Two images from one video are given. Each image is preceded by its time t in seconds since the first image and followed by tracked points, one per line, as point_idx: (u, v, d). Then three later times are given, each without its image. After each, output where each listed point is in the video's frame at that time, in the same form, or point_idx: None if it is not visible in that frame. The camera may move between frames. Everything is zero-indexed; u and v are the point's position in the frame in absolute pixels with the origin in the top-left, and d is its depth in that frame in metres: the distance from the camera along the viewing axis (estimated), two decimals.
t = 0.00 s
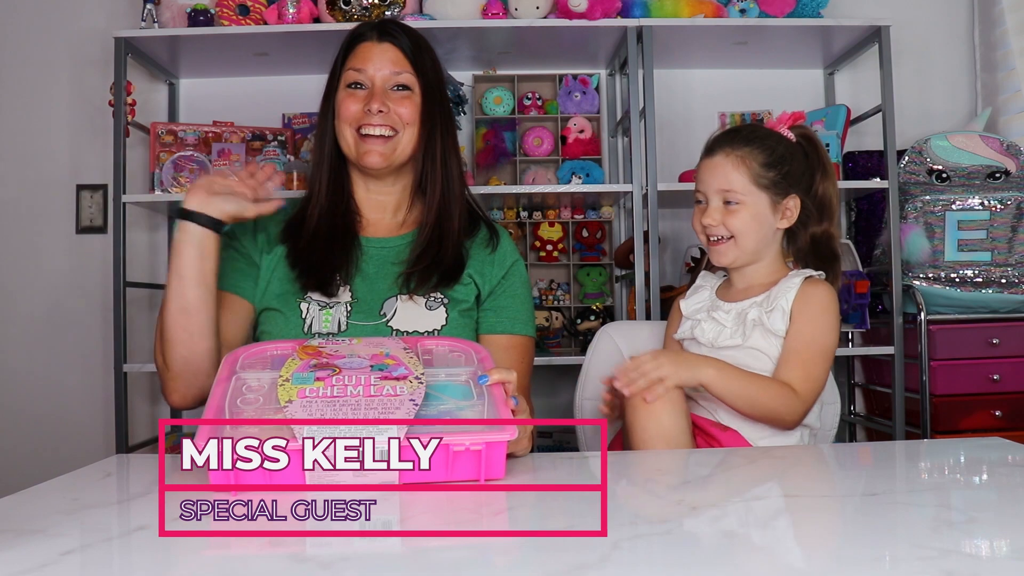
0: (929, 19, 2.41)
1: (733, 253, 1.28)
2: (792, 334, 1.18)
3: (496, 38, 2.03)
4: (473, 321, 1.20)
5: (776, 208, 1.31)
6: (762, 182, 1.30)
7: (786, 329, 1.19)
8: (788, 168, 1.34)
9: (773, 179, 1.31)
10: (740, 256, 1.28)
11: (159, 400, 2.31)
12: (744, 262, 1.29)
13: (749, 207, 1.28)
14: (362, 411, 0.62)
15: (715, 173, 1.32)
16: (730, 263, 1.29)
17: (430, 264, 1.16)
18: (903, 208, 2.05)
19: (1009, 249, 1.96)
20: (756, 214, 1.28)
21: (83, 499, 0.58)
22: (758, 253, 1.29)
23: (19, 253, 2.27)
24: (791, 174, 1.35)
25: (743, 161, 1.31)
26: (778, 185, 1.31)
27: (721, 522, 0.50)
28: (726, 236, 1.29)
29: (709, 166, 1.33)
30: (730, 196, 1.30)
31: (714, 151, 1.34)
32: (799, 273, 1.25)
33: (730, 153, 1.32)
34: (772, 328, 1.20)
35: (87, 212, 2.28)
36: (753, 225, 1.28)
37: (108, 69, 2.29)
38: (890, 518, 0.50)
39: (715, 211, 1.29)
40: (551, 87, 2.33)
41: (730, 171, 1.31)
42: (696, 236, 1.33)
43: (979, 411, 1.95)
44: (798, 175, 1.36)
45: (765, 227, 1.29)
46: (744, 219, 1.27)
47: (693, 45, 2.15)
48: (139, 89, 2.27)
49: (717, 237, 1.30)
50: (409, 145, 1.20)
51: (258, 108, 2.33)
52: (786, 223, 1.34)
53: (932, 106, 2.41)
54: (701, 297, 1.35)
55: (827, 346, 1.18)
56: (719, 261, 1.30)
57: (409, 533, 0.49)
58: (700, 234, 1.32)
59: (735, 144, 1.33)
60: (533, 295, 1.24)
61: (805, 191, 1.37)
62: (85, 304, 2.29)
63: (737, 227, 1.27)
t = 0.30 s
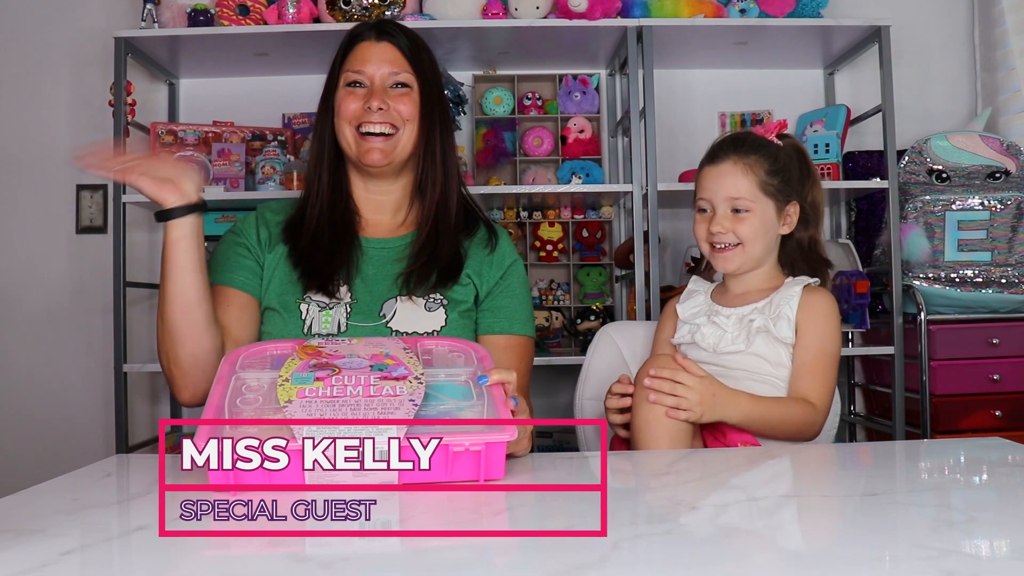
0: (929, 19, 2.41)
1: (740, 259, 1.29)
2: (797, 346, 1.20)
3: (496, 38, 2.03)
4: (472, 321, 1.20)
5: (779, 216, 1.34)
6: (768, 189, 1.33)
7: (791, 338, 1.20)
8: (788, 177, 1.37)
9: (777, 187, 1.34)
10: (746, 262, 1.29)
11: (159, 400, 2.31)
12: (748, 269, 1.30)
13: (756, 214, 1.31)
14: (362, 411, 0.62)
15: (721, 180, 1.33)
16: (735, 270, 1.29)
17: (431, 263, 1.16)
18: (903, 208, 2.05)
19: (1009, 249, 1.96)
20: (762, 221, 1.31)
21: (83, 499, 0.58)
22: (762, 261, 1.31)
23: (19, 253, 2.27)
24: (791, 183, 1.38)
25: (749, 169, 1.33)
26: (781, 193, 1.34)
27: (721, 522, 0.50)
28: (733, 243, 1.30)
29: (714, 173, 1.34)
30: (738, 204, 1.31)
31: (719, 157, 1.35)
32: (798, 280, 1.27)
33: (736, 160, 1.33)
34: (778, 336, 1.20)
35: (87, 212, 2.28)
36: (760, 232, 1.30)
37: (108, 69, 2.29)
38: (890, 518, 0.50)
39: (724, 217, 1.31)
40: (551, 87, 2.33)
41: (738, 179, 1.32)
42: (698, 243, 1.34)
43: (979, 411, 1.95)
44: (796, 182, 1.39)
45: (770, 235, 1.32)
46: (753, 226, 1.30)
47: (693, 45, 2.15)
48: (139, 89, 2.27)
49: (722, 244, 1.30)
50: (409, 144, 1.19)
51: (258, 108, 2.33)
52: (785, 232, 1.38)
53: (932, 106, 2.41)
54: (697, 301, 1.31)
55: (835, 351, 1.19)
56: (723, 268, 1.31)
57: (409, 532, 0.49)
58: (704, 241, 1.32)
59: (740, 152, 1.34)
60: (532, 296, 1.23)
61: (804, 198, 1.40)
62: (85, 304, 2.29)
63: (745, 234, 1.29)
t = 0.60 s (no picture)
0: (929, 19, 2.41)
1: (739, 259, 1.29)
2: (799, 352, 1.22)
3: (496, 38, 2.03)
4: (472, 320, 1.20)
5: (778, 215, 1.35)
6: (767, 188, 1.33)
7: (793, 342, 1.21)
8: (786, 176, 1.37)
9: (776, 187, 1.34)
10: (745, 262, 1.29)
11: (159, 401, 2.31)
12: (747, 269, 1.30)
13: (755, 214, 1.31)
14: (361, 411, 0.62)
15: (720, 180, 1.33)
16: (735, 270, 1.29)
17: (431, 260, 1.16)
18: (903, 208, 2.05)
19: (1009, 249, 1.96)
20: (761, 221, 1.31)
21: (83, 499, 0.58)
22: (761, 261, 1.31)
23: (19, 254, 2.27)
24: (789, 183, 1.39)
25: (748, 168, 1.33)
26: (780, 193, 1.35)
27: (721, 523, 0.50)
28: (732, 243, 1.30)
29: (713, 172, 1.34)
30: (737, 204, 1.31)
31: (717, 157, 1.35)
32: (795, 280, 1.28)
33: (735, 160, 1.33)
34: (781, 340, 1.22)
35: (88, 212, 2.28)
36: (759, 232, 1.30)
37: (108, 69, 2.29)
38: (891, 518, 0.50)
39: (723, 217, 1.31)
40: (551, 87, 2.33)
41: (736, 178, 1.32)
42: (696, 243, 1.33)
43: (979, 411, 1.95)
44: (793, 181, 1.39)
45: (769, 235, 1.32)
46: (752, 226, 1.30)
47: (693, 45, 2.15)
48: (139, 89, 2.27)
49: (721, 245, 1.30)
50: (410, 141, 1.19)
51: (258, 108, 2.33)
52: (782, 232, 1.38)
53: (933, 105, 2.41)
54: (696, 305, 1.32)
55: (837, 355, 1.21)
56: (721, 267, 1.30)
57: (408, 532, 0.49)
58: (702, 241, 1.32)
59: (739, 151, 1.34)
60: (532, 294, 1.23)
61: (801, 199, 1.41)
62: (85, 305, 2.29)
63: (744, 235, 1.29)
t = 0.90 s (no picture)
0: (929, 18, 2.41)
1: (737, 256, 1.28)
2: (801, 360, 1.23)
3: (496, 38, 2.03)
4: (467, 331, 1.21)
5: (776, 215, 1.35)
6: (766, 187, 1.34)
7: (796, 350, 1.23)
8: (784, 178, 1.38)
9: (775, 186, 1.35)
10: (743, 259, 1.29)
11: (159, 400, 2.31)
12: (744, 268, 1.30)
13: (754, 212, 1.31)
14: (363, 411, 0.62)
15: (721, 177, 1.33)
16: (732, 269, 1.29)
17: (434, 273, 1.17)
18: (903, 208, 2.05)
19: (1009, 249, 1.96)
20: (760, 219, 1.31)
21: (83, 499, 0.58)
22: (758, 262, 1.31)
23: (19, 253, 2.27)
24: (787, 185, 1.40)
25: (749, 166, 1.34)
26: (779, 193, 1.36)
27: (721, 523, 0.50)
28: (729, 241, 1.30)
29: (714, 170, 1.34)
30: (737, 202, 1.32)
31: (717, 153, 1.35)
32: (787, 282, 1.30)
33: (737, 158, 1.34)
34: (785, 351, 1.23)
35: (87, 212, 2.28)
36: (758, 231, 1.30)
37: (108, 69, 2.30)
38: (890, 517, 0.50)
39: (724, 213, 1.31)
40: (551, 87, 2.33)
41: (737, 176, 1.33)
42: (693, 241, 1.33)
43: (979, 411, 1.95)
44: (790, 183, 1.41)
45: (767, 234, 1.32)
46: (751, 224, 1.30)
47: (693, 45, 2.15)
48: (139, 89, 2.27)
49: (718, 243, 1.30)
50: (424, 153, 1.19)
51: (258, 107, 2.33)
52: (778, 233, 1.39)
53: (933, 105, 2.41)
54: (692, 314, 1.31)
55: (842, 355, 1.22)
56: (716, 265, 1.29)
57: (408, 532, 0.49)
58: (699, 238, 1.32)
59: (741, 150, 1.35)
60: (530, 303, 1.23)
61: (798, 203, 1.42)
62: (85, 305, 2.29)
63: (742, 232, 1.29)
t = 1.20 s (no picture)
0: (927, 18, 2.41)
1: (707, 263, 1.34)
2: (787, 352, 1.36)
3: (496, 38, 2.03)
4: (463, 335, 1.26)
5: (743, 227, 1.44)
6: (737, 203, 1.41)
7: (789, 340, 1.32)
8: (752, 195, 1.46)
9: (744, 203, 1.42)
10: (714, 268, 1.35)
11: (159, 400, 2.32)
12: (712, 279, 1.36)
13: (726, 225, 1.38)
14: (356, 392, 0.68)
15: (696, 190, 1.39)
16: (702, 276, 1.35)
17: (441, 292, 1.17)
18: (901, 207, 2.04)
19: (1006, 249, 1.99)
20: (731, 233, 1.38)
21: (89, 499, 0.58)
22: (724, 272, 1.37)
23: (19, 253, 2.28)
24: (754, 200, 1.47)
25: (722, 181, 1.40)
26: (747, 209, 1.43)
27: (725, 523, 0.50)
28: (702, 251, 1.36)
29: (690, 183, 1.40)
30: (710, 215, 1.38)
31: (693, 169, 1.41)
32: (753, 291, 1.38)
33: (711, 173, 1.41)
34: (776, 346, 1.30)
35: (87, 212, 2.28)
36: (729, 245, 1.36)
37: (108, 69, 2.30)
38: (891, 516, 0.51)
39: (698, 225, 1.37)
40: (550, 87, 2.34)
41: (712, 190, 1.39)
42: (666, 250, 1.38)
43: (978, 409, 1.96)
44: (757, 199, 1.48)
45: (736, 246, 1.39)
46: (723, 236, 1.36)
47: (692, 44, 2.15)
48: (139, 88, 2.27)
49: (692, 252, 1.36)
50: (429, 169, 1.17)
51: (258, 107, 2.33)
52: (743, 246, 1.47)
53: (931, 105, 2.42)
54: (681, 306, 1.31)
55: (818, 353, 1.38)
56: (685, 271, 1.36)
57: (414, 531, 0.49)
58: (673, 248, 1.37)
59: (716, 166, 1.42)
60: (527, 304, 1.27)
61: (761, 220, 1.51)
62: (85, 305, 2.29)
63: (715, 244, 1.35)
